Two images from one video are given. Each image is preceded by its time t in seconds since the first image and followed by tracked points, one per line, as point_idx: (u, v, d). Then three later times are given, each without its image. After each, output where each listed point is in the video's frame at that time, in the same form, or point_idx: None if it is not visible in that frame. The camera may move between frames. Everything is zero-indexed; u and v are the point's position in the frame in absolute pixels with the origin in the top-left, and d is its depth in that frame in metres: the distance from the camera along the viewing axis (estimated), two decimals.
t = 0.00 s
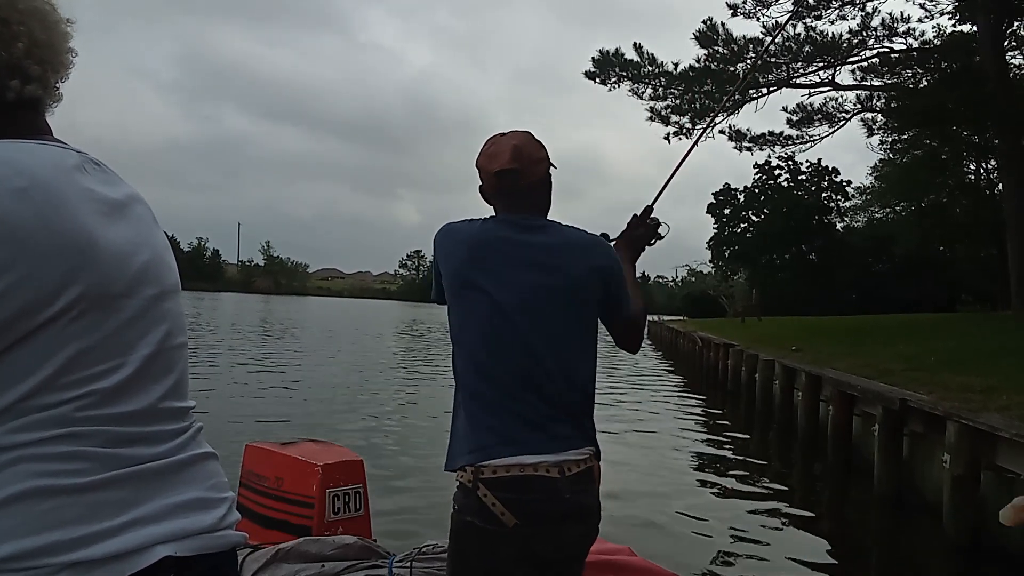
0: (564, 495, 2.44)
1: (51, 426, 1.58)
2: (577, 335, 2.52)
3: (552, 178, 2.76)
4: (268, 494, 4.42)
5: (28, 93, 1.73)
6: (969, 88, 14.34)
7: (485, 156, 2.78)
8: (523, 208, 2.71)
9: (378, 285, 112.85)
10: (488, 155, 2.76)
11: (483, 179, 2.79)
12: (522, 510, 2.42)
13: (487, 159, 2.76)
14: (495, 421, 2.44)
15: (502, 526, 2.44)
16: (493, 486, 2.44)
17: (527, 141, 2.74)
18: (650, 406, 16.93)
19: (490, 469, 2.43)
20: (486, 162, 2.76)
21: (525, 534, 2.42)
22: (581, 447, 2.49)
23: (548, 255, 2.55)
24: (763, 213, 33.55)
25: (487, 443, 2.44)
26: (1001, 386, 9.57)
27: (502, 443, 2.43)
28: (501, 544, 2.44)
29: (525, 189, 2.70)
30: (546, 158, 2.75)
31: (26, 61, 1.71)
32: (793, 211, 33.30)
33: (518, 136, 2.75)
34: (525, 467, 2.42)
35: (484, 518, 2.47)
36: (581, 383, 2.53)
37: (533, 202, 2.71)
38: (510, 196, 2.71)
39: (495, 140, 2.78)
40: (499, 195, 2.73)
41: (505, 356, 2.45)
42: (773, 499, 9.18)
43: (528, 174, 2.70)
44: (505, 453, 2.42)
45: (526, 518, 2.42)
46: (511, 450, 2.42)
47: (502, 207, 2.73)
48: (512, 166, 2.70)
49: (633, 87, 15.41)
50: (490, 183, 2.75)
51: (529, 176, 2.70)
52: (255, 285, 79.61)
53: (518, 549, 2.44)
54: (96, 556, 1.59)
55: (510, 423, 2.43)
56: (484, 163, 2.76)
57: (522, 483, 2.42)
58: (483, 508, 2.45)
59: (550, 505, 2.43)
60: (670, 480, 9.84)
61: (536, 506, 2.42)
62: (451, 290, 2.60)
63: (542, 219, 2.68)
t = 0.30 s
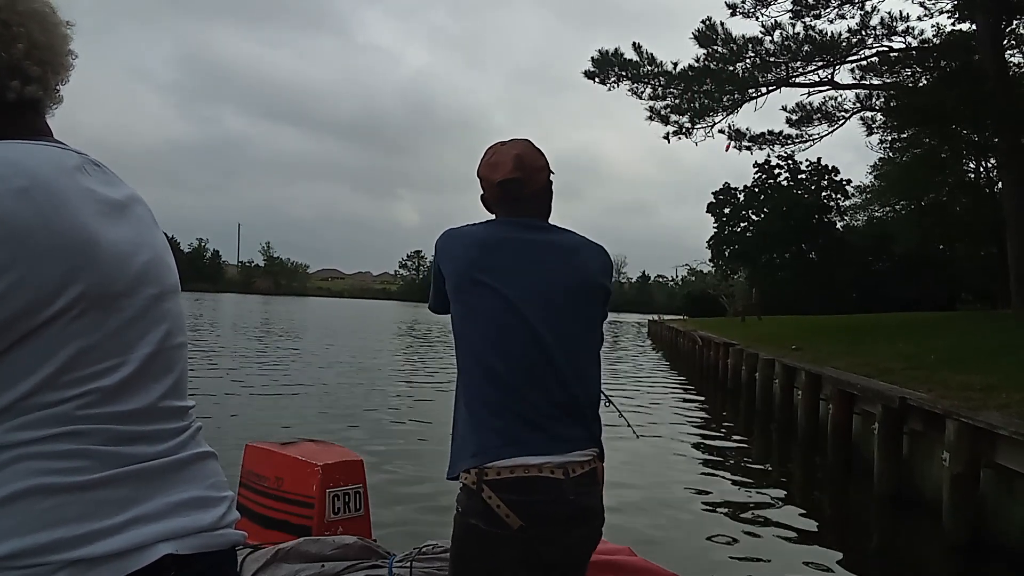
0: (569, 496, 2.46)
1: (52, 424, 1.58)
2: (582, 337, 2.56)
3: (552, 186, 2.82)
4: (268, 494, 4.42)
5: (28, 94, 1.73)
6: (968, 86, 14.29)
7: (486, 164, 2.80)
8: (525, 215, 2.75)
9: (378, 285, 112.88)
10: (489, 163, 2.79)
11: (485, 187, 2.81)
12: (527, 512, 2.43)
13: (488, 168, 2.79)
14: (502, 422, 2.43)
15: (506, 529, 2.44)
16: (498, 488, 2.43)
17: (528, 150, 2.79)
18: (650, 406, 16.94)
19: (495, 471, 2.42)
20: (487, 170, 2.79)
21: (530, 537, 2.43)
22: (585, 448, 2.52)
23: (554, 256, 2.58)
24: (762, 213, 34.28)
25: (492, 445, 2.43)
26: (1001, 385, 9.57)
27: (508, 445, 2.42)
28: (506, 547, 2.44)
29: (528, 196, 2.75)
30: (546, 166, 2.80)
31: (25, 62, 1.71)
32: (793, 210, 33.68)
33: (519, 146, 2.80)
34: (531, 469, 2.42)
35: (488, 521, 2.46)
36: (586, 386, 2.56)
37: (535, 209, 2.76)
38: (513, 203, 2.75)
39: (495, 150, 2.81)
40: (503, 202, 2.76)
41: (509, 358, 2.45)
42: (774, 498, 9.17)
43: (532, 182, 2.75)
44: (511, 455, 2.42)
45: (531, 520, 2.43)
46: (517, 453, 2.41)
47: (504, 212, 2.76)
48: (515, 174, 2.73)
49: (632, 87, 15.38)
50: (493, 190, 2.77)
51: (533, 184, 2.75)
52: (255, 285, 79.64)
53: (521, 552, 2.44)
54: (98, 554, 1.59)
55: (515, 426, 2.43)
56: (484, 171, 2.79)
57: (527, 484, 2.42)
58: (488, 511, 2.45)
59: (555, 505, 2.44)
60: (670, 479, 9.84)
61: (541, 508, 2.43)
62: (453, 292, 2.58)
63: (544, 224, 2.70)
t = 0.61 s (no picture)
0: (568, 496, 2.46)
1: (55, 423, 1.58)
2: (580, 336, 2.56)
3: (546, 185, 2.82)
4: (268, 494, 4.42)
5: (28, 93, 1.73)
6: (967, 84, 14.31)
7: (480, 162, 2.82)
8: (516, 211, 2.76)
9: (377, 285, 112.82)
10: (482, 162, 2.81)
11: (477, 186, 2.82)
12: (527, 512, 2.43)
13: (481, 167, 2.81)
14: (502, 422, 2.43)
15: (506, 529, 2.44)
16: (498, 488, 2.43)
17: (520, 150, 2.80)
18: (650, 405, 16.93)
19: (496, 470, 2.42)
20: (480, 169, 2.80)
21: (529, 537, 2.43)
22: (585, 447, 2.52)
23: (551, 255, 2.59)
24: (762, 211, 34.23)
25: (491, 445, 2.43)
26: (1000, 383, 9.57)
27: (507, 445, 2.42)
28: (506, 547, 2.44)
29: (519, 193, 2.75)
30: (539, 165, 2.81)
31: (25, 61, 1.70)
32: (793, 208, 33.45)
33: (509, 146, 2.82)
34: (531, 468, 2.42)
35: (487, 520, 2.46)
36: (585, 384, 2.57)
37: (526, 207, 2.76)
38: (505, 201, 2.75)
39: (485, 151, 2.83)
40: (495, 199, 2.77)
41: (508, 358, 2.45)
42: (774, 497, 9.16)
43: (524, 180, 2.76)
44: (511, 454, 2.42)
45: (531, 519, 2.43)
46: (517, 452, 2.42)
47: (497, 211, 2.77)
48: (507, 172, 2.75)
49: (631, 85, 15.37)
50: (486, 187, 2.78)
51: (525, 181, 2.76)
52: (255, 285, 79.60)
53: (522, 552, 2.44)
54: (100, 554, 1.59)
55: (515, 426, 2.43)
56: (477, 170, 2.81)
57: (527, 483, 2.42)
58: (488, 510, 2.45)
59: (555, 505, 2.44)
60: (670, 478, 9.83)
61: (541, 507, 2.43)
62: (449, 294, 2.57)
63: (540, 224, 2.70)
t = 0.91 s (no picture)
0: (566, 496, 2.46)
1: (66, 424, 1.58)
2: (581, 337, 2.56)
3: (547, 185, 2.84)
4: (268, 494, 4.42)
5: (40, 93, 1.73)
6: (969, 87, 14.30)
7: (482, 159, 2.83)
8: (517, 206, 2.76)
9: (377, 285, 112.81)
10: (485, 160, 2.82)
11: (479, 182, 2.83)
12: (525, 512, 2.43)
13: (484, 164, 2.82)
14: (501, 423, 2.43)
15: (504, 529, 2.44)
16: (495, 488, 2.43)
17: (523, 149, 2.83)
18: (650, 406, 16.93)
19: (493, 470, 2.42)
20: (482, 166, 2.82)
21: (527, 537, 2.43)
22: (584, 447, 2.52)
23: (553, 255, 2.59)
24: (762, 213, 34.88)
25: (490, 445, 2.43)
26: (999, 385, 9.57)
27: (504, 445, 2.42)
28: (504, 547, 2.45)
29: (522, 188, 2.76)
30: (540, 165, 2.84)
31: (37, 60, 1.71)
32: (793, 210, 33.91)
33: (512, 145, 2.85)
34: (529, 468, 2.42)
35: (485, 520, 2.46)
36: (585, 385, 2.57)
37: (528, 201, 2.77)
38: (507, 198, 2.76)
39: (486, 150, 2.86)
40: (497, 194, 2.77)
41: (508, 357, 2.45)
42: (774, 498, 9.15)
43: (525, 177, 2.77)
44: (508, 453, 2.42)
45: (529, 519, 2.43)
46: (514, 451, 2.41)
47: (501, 209, 2.77)
48: (510, 167, 2.76)
49: (633, 87, 15.38)
50: (488, 182, 2.79)
51: (527, 178, 2.77)
52: (255, 284, 79.59)
53: (519, 552, 2.44)
54: (110, 556, 1.59)
55: (514, 426, 2.43)
56: (480, 167, 2.82)
57: (525, 483, 2.42)
58: (486, 510, 2.45)
59: (553, 505, 2.44)
60: (670, 479, 9.83)
61: (539, 508, 2.43)
62: (450, 294, 2.58)
63: (541, 224, 2.70)
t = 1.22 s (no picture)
0: (565, 498, 2.46)
1: (61, 424, 1.58)
2: (577, 337, 2.56)
3: (545, 188, 2.84)
4: (268, 494, 4.43)
5: (37, 94, 1.73)
6: (969, 87, 14.30)
7: (481, 157, 2.84)
8: (514, 205, 2.76)
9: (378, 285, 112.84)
10: (485, 157, 2.83)
11: (477, 178, 2.83)
12: (523, 514, 2.43)
13: (483, 161, 2.83)
14: (498, 424, 2.43)
15: (502, 530, 2.44)
16: (494, 490, 2.43)
17: (522, 151, 2.84)
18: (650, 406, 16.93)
19: (491, 472, 2.42)
20: (482, 163, 2.83)
21: (524, 539, 2.43)
22: (583, 448, 2.52)
23: (549, 255, 2.58)
24: (763, 213, 35.25)
25: (488, 447, 2.43)
26: (998, 386, 9.58)
27: (503, 447, 2.42)
28: (502, 549, 2.45)
29: (519, 186, 2.77)
30: (538, 167, 2.83)
31: (34, 60, 1.71)
32: (794, 210, 34.28)
33: (512, 144, 2.86)
34: (527, 469, 2.42)
35: (483, 522, 2.46)
36: (583, 386, 2.56)
37: (525, 199, 2.77)
38: (505, 196, 2.76)
39: (486, 149, 2.87)
40: (495, 192, 2.77)
41: (506, 359, 2.45)
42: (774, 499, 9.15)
43: (524, 178, 2.77)
44: (508, 456, 2.42)
45: (527, 521, 2.43)
46: (513, 453, 2.41)
47: (497, 208, 2.77)
48: (508, 167, 2.77)
49: (633, 87, 15.37)
50: (486, 179, 2.79)
51: (525, 178, 2.77)
52: (256, 284, 79.61)
53: (517, 554, 2.44)
54: (106, 555, 1.59)
55: (512, 428, 2.43)
56: (479, 164, 2.83)
57: (522, 485, 2.42)
58: (484, 512, 2.45)
59: (552, 507, 2.44)
60: (670, 479, 9.83)
61: (537, 509, 2.43)
62: (447, 295, 2.58)
63: (540, 223, 2.70)
